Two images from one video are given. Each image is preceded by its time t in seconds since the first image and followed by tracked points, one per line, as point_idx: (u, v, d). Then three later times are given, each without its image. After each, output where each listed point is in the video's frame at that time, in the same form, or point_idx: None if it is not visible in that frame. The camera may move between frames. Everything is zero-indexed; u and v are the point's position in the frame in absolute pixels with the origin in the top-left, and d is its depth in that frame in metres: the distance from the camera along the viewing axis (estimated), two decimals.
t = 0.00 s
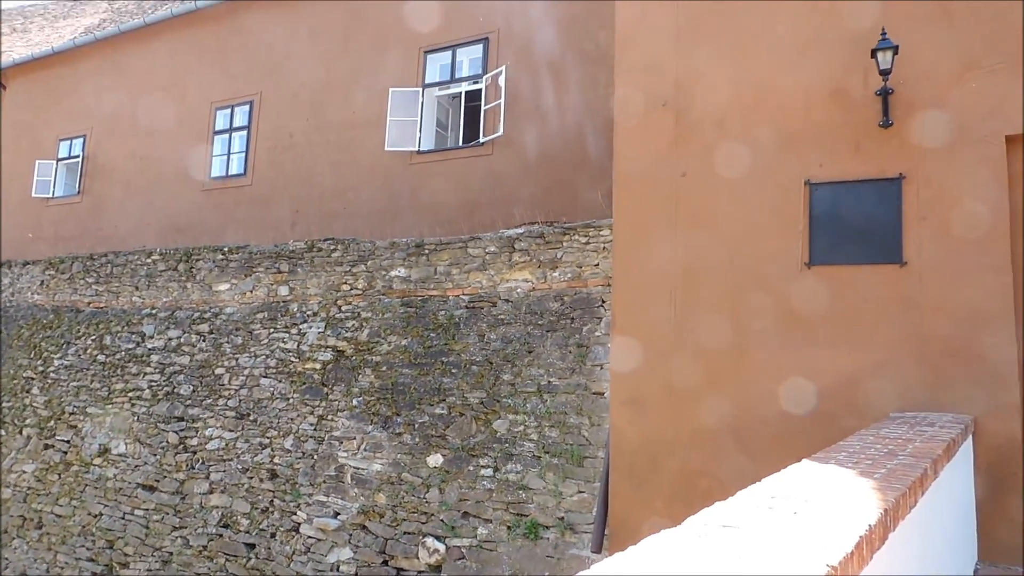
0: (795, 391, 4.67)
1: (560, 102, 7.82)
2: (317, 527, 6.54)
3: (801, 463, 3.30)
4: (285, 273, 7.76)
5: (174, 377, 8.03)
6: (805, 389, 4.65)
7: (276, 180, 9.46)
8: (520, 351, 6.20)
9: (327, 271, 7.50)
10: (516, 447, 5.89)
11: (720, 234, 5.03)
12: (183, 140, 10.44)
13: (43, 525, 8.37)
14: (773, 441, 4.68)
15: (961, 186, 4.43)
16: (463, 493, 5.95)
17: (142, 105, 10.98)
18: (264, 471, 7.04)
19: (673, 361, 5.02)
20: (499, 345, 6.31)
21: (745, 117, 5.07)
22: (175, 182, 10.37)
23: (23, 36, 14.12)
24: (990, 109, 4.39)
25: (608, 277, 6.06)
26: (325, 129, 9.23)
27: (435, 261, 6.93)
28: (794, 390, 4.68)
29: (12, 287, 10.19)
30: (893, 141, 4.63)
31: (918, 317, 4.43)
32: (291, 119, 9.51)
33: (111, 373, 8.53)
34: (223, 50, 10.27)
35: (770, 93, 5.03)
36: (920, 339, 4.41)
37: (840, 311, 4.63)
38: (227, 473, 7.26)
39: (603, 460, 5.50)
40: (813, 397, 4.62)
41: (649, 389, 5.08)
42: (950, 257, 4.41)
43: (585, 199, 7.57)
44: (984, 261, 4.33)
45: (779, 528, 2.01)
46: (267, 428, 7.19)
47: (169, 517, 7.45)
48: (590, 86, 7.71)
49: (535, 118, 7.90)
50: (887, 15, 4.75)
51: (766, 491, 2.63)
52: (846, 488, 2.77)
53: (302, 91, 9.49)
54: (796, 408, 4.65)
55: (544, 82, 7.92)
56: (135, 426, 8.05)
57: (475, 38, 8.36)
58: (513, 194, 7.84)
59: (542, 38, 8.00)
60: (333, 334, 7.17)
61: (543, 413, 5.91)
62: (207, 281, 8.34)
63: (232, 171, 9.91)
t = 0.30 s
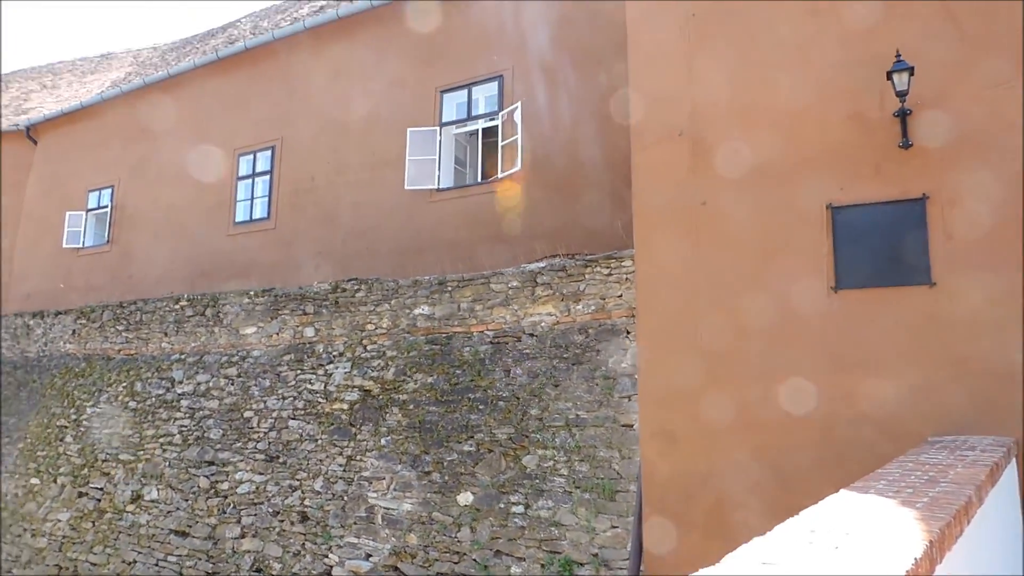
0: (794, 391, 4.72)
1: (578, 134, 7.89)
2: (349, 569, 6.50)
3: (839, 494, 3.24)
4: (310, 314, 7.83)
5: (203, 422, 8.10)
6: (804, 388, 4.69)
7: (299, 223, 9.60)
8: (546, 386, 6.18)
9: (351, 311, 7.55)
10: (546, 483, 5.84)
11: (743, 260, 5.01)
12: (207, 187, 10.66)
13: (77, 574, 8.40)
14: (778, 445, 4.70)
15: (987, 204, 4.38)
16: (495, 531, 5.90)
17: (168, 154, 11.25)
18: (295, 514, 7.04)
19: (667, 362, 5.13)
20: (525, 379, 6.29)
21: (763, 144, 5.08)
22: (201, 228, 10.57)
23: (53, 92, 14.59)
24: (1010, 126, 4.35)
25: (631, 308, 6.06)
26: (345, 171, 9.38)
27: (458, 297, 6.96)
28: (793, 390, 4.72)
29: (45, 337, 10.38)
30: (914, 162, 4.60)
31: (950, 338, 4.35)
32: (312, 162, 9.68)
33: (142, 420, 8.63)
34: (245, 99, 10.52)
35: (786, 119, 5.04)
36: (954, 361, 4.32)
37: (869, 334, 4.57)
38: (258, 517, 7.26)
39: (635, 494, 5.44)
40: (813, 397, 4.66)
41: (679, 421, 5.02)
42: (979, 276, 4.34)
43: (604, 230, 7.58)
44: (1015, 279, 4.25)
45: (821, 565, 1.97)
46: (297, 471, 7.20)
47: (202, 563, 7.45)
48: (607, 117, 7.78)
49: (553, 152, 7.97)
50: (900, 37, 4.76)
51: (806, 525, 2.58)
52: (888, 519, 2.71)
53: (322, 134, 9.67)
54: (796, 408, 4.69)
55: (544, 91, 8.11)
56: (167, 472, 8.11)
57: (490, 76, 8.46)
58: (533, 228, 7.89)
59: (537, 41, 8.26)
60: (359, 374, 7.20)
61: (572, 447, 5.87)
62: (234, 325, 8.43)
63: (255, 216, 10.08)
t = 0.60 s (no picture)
0: (795, 392, 4.74)
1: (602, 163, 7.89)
2: None
3: (883, 526, 3.13)
4: (341, 347, 7.88)
5: (237, 456, 8.15)
6: (806, 389, 4.71)
7: (329, 257, 9.73)
8: (578, 415, 6.12)
9: (382, 343, 7.59)
10: (580, 514, 5.76)
11: (775, 283, 4.94)
12: (239, 224, 10.87)
13: None
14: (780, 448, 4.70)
15: None
16: (528, 565, 5.82)
17: (202, 193, 11.52)
18: (327, 548, 7.02)
19: (671, 358, 5.30)
20: (556, 409, 6.24)
21: (792, 167, 5.04)
22: (234, 264, 10.76)
23: (92, 136, 15.09)
24: None
25: (662, 335, 6.02)
26: (374, 205, 9.50)
27: (488, 328, 6.95)
28: (795, 390, 4.75)
29: (83, 375, 10.59)
30: (948, 181, 4.52)
31: (994, 361, 4.21)
32: (341, 197, 9.83)
33: (177, 455, 8.73)
34: (275, 138, 10.77)
35: (815, 142, 5.00)
36: (999, 384, 4.17)
37: (909, 357, 4.46)
38: (291, 551, 7.25)
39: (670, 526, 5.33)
40: (814, 397, 4.67)
41: (714, 450, 4.91)
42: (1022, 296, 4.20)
43: (633, 257, 7.53)
44: None
45: None
46: (329, 504, 7.20)
47: None
48: (631, 145, 7.76)
49: (579, 179, 7.98)
50: (929, 56, 4.71)
51: (847, 559, 2.50)
52: (936, 552, 2.61)
53: (351, 170, 9.83)
54: (797, 409, 4.71)
55: (570, 120, 8.17)
56: (201, 506, 8.15)
57: (516, 107, 8.58)
58: (561, 257, 7.89)
59: (552, 66, 8.42)
60: (390, 407, 7.21)
61: (605, 478, 5.78)
62: (266, 359, 8.52)
63: (287, 251, 10.24)
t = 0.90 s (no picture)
0: (795, 391, 4.77)
1: (617, 193, 7.90)
2: None
3: (913, 561, 3.06)
4: (359, 381, 7.90)
5: (255, 491, 8.14)
6: (805, 388, 4.73)
7: (347, 290, 9.79)
8: (597, 447, 6.06)
9: (399, 376, 7.60)
10: (601, 548, 5.68)
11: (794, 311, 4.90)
12: (258, 258, 10.99)
13: None
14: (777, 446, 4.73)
15: None
16: None
17: (222, 228, 11.67)
18: None
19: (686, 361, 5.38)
20: (575, 441, 6.18)
21: (808, 193, 5.02)
22: (252, 298, 10.86)
23: (115, 174, 15.39)
24: None
25: (680, 365, 5.97)
26: (390, 237, 9.58)
27: (505, 360, 6.94)
28: (795, 389, 4.78)
29: (104, 410, 10.67)
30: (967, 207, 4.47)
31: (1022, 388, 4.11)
32: (358, 231, 9.92)
33: (196, 490, 8.72)
34: (293, 173, 10.92)
35: (831, 168, 4.99)
36: None
37: (934, 385, 4.37)
38: None
39: (694, 560, 5.23)
40: (813, 396, 4.69)
41: (739, 483, 4.86)
42: None
43: (649, 286, 7.50)
44: None
45: None
46: (347, 540, 7.14)
47: None
48: (646, 175, 7.76)
49: (594, 209, 8.00)
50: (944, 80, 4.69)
51: None
52: None
53: (368, 204, 9.93)
54: (797, 408, 4.74)
55: (583, 151, 8.22)
56: (220, 542, 8.12)
57: (530, 139, 8.66)
58: (578, 287, 7.89)
59: (566, 98, 8.49)
60: (408, 440, 7.19)
61: (625, 511, 5.71)
62: (284, 393, 8.54)
63: (304, 285, 10.33)
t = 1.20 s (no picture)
0: (795, 392, 4.83)
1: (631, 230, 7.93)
2: None
3: None
4: (376, 423, 7.90)
5: (274, 537, 8.07)
6: (805, 389, 4.79)
7: (363, 332, 9.82)
8: (618, 487, 5.98)
9: (417, 418, 7.60)
10: None
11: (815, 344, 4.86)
12: (275, 302, 11.08)
13: None
14: (778, 448, 4.73)
15: None
16: None
17: (239, 273, 11.80)
18: None
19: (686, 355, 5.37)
20: (595, 482, 6.11)
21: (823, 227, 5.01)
22: (269, 342, 10.92)
23: (134, 222, 15.66)
24: None
25: (700, 402, 5.92)
26: (405, 278, 9.64)
27: (523, 401, 6.93)
28: (794, 390, 4.83)
29: (123, 457, 10.70)
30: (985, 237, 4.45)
31: None
32: (374, 273, 9.99)
33: (214, 537, 8.67)
34: (309, 217, 11.07)
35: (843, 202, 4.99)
36: None
37: (962, 418, 4.29)
38: None
39: None
40: (813, 397, 4.75)
41: (766, 524, 4.72)
42: None
43: (666, 322, 7.47)
44: None
45: None
46: None
47: None
48: (659, 211, 7.80)
49: (609, 246, 8.02)
50: (956, 113, 4.71)
51: None
52: None
53: (383, 246, 10.03)
54: (796, 408, 4.80)
55: (596, 189, 8.28)
56: None
57: (544, 178, 8.73)
58: (594, 324, 7.88)
59: (577, 137, 8.60)
60: (426, 483, 7.12)
61: (649, 552, 5.61)
62: (302, 437, 8.54)
63: (321, 327, 10.38)
